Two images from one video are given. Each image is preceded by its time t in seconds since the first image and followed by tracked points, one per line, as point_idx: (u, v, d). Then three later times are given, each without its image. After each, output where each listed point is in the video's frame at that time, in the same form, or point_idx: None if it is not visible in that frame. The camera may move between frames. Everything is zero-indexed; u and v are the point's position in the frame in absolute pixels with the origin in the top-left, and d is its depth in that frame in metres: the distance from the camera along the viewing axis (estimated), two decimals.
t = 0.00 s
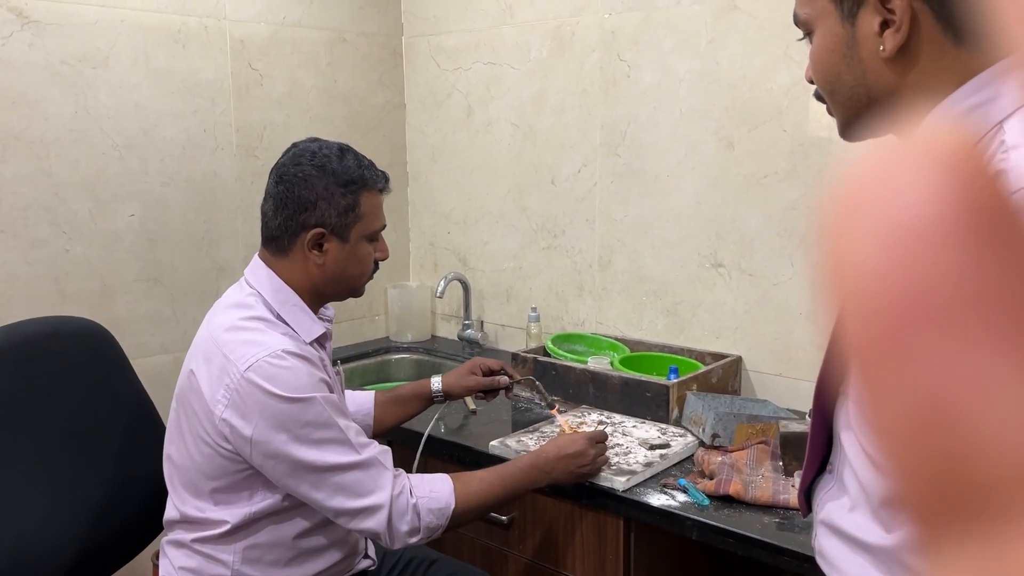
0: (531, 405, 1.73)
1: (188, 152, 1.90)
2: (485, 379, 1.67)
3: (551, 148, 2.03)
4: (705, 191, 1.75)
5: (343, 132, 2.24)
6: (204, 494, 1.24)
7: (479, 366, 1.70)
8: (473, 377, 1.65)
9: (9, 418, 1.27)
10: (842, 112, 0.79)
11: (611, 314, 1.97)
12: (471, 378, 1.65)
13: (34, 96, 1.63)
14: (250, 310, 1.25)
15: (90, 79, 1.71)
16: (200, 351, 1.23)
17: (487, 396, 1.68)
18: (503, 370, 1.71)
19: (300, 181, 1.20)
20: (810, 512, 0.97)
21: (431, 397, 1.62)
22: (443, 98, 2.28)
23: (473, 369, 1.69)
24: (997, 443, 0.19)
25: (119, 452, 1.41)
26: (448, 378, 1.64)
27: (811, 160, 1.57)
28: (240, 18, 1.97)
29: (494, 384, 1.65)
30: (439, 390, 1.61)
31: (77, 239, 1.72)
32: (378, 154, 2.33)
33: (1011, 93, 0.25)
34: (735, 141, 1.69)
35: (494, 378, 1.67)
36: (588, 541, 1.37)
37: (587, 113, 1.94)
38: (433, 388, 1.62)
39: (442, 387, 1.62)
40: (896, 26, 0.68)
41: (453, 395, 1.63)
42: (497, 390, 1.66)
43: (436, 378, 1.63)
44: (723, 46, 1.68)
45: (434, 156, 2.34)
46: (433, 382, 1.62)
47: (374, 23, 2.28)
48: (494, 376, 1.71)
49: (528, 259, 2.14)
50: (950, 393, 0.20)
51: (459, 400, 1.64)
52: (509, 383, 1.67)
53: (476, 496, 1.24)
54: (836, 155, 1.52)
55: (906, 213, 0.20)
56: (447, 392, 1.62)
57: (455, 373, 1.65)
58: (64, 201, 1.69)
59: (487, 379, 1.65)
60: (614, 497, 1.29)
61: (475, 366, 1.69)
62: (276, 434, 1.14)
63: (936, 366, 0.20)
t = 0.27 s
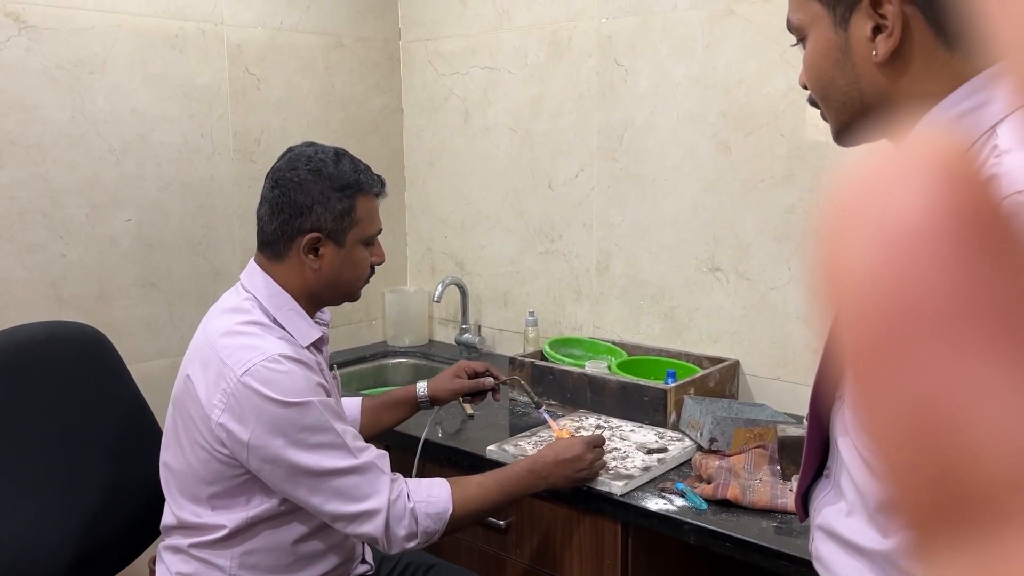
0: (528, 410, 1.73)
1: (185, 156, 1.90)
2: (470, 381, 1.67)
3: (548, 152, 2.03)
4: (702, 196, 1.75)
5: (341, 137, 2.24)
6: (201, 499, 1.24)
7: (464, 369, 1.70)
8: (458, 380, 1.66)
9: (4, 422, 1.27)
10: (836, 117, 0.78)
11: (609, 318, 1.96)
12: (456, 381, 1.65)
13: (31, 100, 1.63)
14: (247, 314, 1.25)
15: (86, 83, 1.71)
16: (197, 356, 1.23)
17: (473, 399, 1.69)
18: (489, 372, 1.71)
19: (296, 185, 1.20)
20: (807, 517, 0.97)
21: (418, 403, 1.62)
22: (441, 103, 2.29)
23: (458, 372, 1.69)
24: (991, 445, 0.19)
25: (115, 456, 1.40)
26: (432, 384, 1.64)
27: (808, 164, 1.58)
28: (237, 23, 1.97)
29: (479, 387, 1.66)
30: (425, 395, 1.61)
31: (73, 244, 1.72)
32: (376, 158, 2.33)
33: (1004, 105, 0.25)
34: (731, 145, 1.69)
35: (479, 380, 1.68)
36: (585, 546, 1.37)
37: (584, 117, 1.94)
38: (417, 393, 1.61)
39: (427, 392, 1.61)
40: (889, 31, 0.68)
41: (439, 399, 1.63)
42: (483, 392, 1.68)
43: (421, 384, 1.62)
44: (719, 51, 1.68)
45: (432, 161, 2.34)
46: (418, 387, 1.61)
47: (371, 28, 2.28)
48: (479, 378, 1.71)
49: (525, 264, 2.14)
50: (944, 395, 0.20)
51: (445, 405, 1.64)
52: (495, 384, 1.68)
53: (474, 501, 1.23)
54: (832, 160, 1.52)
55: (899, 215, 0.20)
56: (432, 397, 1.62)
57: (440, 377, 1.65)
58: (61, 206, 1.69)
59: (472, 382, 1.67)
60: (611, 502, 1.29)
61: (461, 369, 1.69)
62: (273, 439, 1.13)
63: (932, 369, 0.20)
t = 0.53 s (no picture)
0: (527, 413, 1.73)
1: (184, 160, 1.90)
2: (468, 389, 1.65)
3: (546, 156, 2.03)
4: (700, 199, 1.75)
5: (339, 141, 2.24)
6: (199, 504, 1.23)
7: (463, 376, 1.69)
8: (456, 387, 1.64)
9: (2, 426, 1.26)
10: (831, 120, 0.78)
11: (607, 321, 1.96)
12: (454, 389, 1.63)
13: (29, 105, 1.63)
14: (245, 318, 1.25)
15: (85, 88, 1.71)
16: (195, 360, 1.23)
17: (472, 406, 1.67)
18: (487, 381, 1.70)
19: (293, 189, 1.20)
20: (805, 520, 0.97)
21: (415, 408, 1.61)
22: (439, 107, 2.29)
23: (457, 378, 1.68)
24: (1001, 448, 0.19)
25: (113, 459, 1.40)
26: (430, 389, 1.62)
27: (806, 167, 1.58)
28: (235, 27, 1.97)
29: (478, 395, 1.64)
30: (423, 401, 1.60)
31: (72, 248, 1.72)
32: (374, 162, 2.33)
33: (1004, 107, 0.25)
34: (730, 148, 1.69)
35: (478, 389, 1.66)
36: (584, 549, 1.37)
37: (582, 120, 1.94)
38: (416, 398, 1.60)
39: (425, 397, 1.60)
40: (882, 35, 0.68)
41: (436, 405, 1.61)
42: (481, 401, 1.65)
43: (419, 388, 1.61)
44: (717, 54, 1.68)
45: (430, 164, 2.34)
46: (416, 391, 1.60)
47: (370, 32, 2.28)
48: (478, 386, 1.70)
49: (524, 267, 2.14)
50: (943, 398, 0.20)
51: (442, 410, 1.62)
52: (493, 393, 1.66)
53: (473, 505, 1.23)
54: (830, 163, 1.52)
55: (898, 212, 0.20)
56: (429, 402, 1.60)
57: (438, 384, 1.63)
58: (59, 210, 1.69)
59: (470, 390, 1.64)
60: (610, 505, 1.29)
61: (460, 377, 1.69)
62: (271, 443, 1.13)
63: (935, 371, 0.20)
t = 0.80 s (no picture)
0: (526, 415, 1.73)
1: (183, 164, 1.90)
2: (468, 396, 1.64)
3: (545, 158, 2.04)
4: (698, 201, 1.76)
5: (338, 143, 2.24)
6: (198, 508, 1.23)
7: (463, 382, 1.68)
8: (456, 395, 1.63)
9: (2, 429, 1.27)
10: (826, 124, 0.78)
11: (606, 323, 1.97)
12: (454, 396, 1.62)
13: (28, 109, 1.64)
14: (244, 322, 1.25)
15: (84, 92, 1.71)
16: (194, 364, 1.23)
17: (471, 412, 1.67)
18: (487, 388, 1.69)
19: (292, 193, 1.20)
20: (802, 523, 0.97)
21: (414, 415, 1.61)
22: (438, 109, 2.29)
23: (457, 385, 1.66)
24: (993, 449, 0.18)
25: (112, 464, 1.40)
26: (430, 395, 1.62)
27: (804, 169, 1.58)
28: (233, 30, 1.97)
29: (477, 402, 1.64)
30: (422, 407, 1.60)
31: (70, 251, 1.72)
32: (373, 165, 2.34)
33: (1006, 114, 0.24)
34: (728, 151, 1.69)
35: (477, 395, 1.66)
36: (583, 552, 1.37)
37: (581, 123, 1.95)
38: (416, 405, 1.60)
39: (424, 405, 1.60)
40: (875, 38, 0.68)
41: (436, 412, 1.61)
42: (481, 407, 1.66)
43: (419, 395, 1.61)
44: (715, 56, 1.68)
45: (429, 167, 2.34)
46: (415, 399, 1.60)
47: (368, 35, 2.28)
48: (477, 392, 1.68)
49: (523, 269, 2.14)
50: (939, 401, 0.20)
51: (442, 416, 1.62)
52: (493, 401, 1.66)
53: (472, 508, 1.23)
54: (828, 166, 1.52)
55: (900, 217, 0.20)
56: (429, 409, 1.61)
57: (438, 390, 1.63)
58: (58, 214, 1.69)
59: (470, 397, 1.64)
60: (609, 508, 1.29)
61: (459, 383, 1.67)
62: (270, 447, 1.13)
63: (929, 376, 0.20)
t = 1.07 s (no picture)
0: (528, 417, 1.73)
1: (183, 166, 1.90)
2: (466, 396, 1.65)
3: (545, 159, 2.04)
4: (699, 202, 1.76)
5: (339, 145, 2.24)
6: (198, 510, 1.23)
7: (460, 383, 1.69)
8: (455, 395, 1.63)
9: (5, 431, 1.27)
10: (827, 125, 0.78)
11: (607, 325, 1.97)
12: (452, 396, 1.63)
13: (29, 111, 1.64)
14: (244, 325, 1.25)
15: (84, 94, 1.71)
16: (194, 366, 1.23)
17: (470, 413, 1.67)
18: (485, 387, 1.70)
19: (293, 196, 1.21)
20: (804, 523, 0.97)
21: (413, 415, 1.61)
22: (438, 111, 2.29)
23: (454, 386, 1.67)
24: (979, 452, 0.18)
25: (113, 466, 1.40)
26: (428, 396, 1.62)
27: (805, 170, 1.58)
28: (234, 32, 1.97)
29: (476, 401, 1.64)
30: (421, 408, 1.60)
31: (71, 254, 1.72)
32: (374, 167, 2.34)
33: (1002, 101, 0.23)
34: (729, 151, 1.69)
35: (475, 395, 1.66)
36: (585, 553, 1.37)
37: (581, 124, 1.95)
38: (414, 405, 1.60)
39: (423, 405, 1.60)
40: (875, 40, 0.68)
41: (434, 412, 1.61)
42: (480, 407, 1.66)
43: (418, 396, 1.61)
44: (716, 57, 1.68)
45: (430, 168, 2.34)
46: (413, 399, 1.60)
47: (368, 37, 2.29)
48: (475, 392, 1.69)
49: (524, 270, 2.14)
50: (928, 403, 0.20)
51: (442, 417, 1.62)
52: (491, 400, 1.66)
53: (473, 510, 1.23)
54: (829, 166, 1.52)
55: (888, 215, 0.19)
56: (428, 409, 1.61)
57: (436, 391, 1.63)
58: (59, 216, 1.70)
59: (469, 396, 1.64)
60: (610, 509, 1.29)
61: (457, 384, 1.68)
62: (269, 450, 1.13)
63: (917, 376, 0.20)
